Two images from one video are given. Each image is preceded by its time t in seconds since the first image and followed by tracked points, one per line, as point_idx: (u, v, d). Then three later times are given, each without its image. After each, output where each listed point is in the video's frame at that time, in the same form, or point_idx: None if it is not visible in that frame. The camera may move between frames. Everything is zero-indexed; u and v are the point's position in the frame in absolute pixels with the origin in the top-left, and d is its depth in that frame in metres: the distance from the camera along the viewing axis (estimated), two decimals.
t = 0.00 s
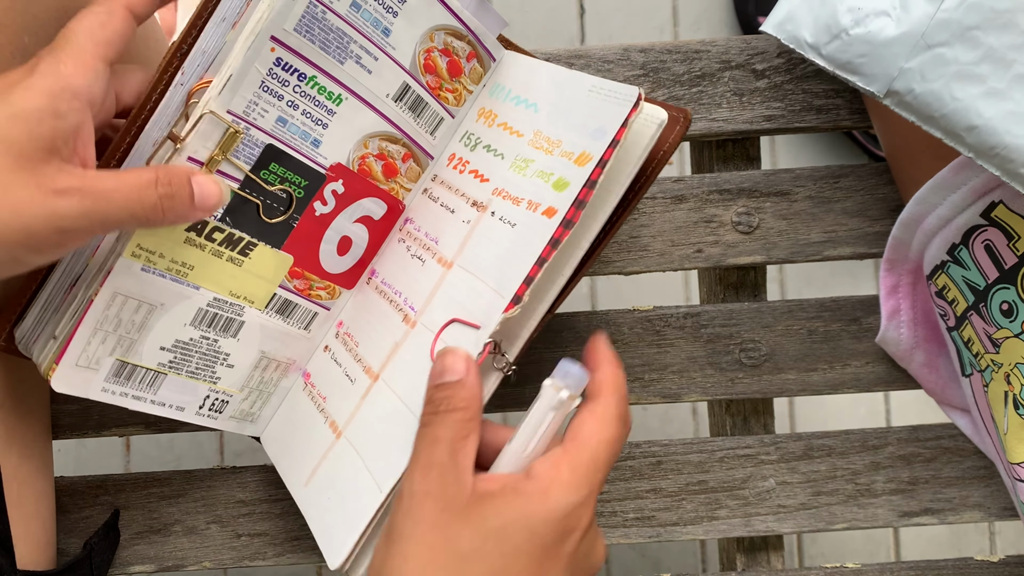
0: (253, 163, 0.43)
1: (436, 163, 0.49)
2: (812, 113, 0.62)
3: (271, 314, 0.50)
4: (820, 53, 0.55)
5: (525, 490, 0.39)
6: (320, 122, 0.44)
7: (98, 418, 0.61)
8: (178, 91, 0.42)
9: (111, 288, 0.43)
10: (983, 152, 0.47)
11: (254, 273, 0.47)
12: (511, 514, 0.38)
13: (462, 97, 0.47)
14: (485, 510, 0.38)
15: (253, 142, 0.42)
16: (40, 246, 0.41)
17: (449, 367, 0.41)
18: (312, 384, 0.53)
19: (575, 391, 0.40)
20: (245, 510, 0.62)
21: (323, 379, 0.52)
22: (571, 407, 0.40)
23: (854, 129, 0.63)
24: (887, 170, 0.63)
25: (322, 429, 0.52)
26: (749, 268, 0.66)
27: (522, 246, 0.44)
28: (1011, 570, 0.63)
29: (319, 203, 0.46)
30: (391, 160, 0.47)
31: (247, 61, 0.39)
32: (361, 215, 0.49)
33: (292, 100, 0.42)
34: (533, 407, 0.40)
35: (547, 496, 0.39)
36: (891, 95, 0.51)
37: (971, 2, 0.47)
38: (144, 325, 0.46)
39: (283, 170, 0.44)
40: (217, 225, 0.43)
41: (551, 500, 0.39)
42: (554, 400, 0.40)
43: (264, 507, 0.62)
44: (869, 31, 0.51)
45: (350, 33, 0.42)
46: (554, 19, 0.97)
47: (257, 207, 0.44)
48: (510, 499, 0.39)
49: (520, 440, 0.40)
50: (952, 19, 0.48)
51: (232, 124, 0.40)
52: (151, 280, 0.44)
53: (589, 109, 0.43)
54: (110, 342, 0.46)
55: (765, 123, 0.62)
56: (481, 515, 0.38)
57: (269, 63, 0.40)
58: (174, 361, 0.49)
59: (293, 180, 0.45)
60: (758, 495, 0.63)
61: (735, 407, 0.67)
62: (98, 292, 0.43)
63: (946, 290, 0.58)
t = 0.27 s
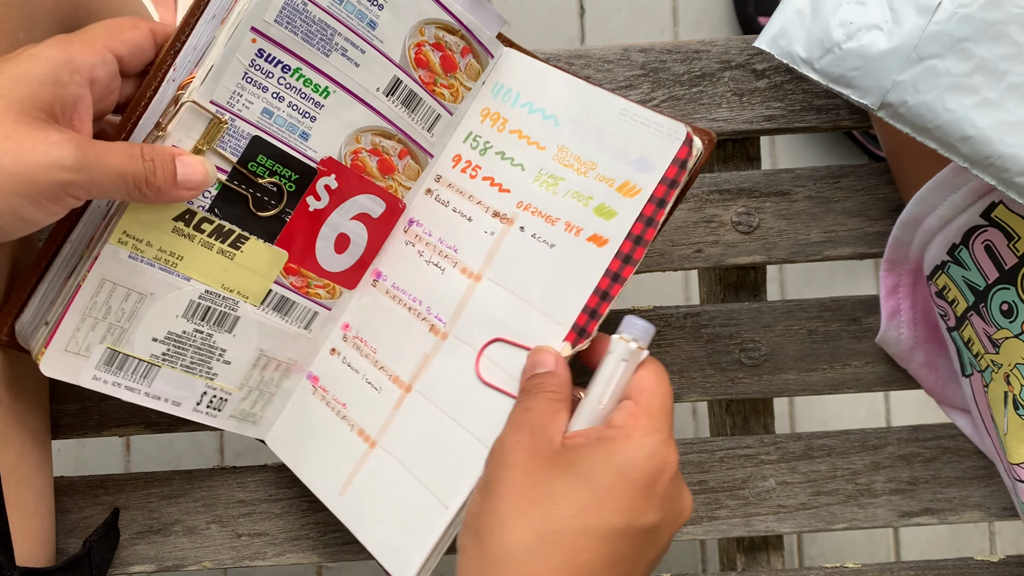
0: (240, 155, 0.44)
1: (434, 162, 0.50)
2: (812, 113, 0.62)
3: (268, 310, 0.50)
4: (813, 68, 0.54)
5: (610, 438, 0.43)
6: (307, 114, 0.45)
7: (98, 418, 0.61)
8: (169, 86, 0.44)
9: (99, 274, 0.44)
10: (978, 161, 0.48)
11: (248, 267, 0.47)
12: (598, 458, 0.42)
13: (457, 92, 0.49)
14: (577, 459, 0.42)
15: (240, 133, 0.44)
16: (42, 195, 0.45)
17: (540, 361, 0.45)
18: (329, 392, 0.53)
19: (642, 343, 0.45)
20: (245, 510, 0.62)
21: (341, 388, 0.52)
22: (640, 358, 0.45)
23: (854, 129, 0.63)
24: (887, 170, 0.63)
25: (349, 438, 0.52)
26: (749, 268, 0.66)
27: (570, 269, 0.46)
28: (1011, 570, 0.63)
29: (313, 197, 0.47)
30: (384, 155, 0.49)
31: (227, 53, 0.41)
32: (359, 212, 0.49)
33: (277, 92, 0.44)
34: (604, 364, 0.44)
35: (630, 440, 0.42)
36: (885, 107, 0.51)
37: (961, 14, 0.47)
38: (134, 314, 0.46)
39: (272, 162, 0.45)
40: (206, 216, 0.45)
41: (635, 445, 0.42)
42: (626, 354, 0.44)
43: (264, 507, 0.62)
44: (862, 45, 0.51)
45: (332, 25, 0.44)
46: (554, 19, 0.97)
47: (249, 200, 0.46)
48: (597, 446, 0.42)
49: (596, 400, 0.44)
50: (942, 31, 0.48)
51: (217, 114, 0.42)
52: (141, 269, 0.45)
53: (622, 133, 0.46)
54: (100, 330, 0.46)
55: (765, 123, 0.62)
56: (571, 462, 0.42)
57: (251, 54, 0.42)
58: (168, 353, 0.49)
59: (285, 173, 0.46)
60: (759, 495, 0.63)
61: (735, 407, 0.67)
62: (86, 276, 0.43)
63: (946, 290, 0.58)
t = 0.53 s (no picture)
0: (247, 158, 0.46)
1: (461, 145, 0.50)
2: (812, 113, 0.62)
3: (305, 319, 0.51)
4: (810, 70, 0.54)
5: (711, 434, 0.45)
6: (308, 108, 0.47)
7: (98, 418, 0.61)
8: (173, 100, 0.46)
9: (123, 291, 0.46)
10: (975, 161, 0.48)
11: (273, 273, 0.49)
12: (697, 454, 0.44)
13: (476, 67, 0.49)
14: (672, 452, 0.45)
15: (243, 137, 0.46)
16: (47, 180, 0.45)
17: (636, 356, 0.48)
18: (386, 396, 0.54)
19: (747, 345, 0.47)
20: (245, 510, 0.62)
21: (407, 395, 0.54)
22: (744, 360, 0.47)
23: (854, 129, 0.63)
24: (887, 170, 0.63)
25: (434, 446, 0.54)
26: (749, 268, 0.66)
27: (646, 251, 0.48)
28: (1011, 570, 0.63)
29: (331, 195, 0.49)
30: (405, 144, 0.49)
31: (216, 54, 0.44)
32: (386, 208, 0.50)
33: (273, 90, 0.46)
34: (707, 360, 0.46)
35: (732, 438, 0.45)
36: (883, 108, 0.50)
37: (957, 15, 0.47)
38: (166, 330, 0.48)
39: (280, 162, 0.47)
40: (222, 226, 0.47)
41: (734, 445, 0.44)
42: (728, 353, 0.46)
43: (264, 507, 0.62)
44: (859, 46, 0.51)
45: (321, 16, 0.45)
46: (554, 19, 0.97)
47: (263, 204, 0.48)
48: (697, 443, 0.45)
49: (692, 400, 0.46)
50: (939, 32, 0.48)
51: (216, 120, 0.45)
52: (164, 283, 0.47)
53: (678, 106, 0.47)
54: (134, 348, 0.47)
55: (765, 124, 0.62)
56: (671, 455, 0.45)
57: (239, 53, 0.44)
58: (205, 369, 0.50)
59: (297, 174, 0.48)
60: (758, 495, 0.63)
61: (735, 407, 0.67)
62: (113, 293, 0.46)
63: (945, 290, 0.58)
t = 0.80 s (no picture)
0: (238, 198, 0.51)
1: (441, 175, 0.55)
2: (812, 113, 0.62)
3: (301, 347, 0.55)
4: (808, 68, 0.53)
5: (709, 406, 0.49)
6: (295, 148, 0.52)
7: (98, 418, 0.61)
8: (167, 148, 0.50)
9: (132, 330, 0.51)
10: (972, 160, 0.48)
11: (270, 304, 0.54)
12: (699, 422, 0.48)
13: (447, 103, 0.54)
14: (676, 422, 0.48)
15: (234, 177, 0.51)
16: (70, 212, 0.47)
17: (635, 363, 0.55)
18: (394, 422, 0.57)
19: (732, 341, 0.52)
20: (245, 510, 0.62)
21: (409, 416, 0.57)
22: (730, 354, 0.52)
23: (854, 128, 0.63)
24: (887, 170, 0.63)
25: (439, 460, 0.57)
26: (749, 268, 0.66)
27: (626, 262, 0.56)
28: (1011, 569, 0.63)
29: (320, 228, 0.54)
30: (387, 177, 0.54)
31: (207, 103, 0.49)
32: (375, 237, 0.55)
33: (261, 132, 0.51)
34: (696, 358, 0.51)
35: (728, 409, 0.49)
36: (880, 107, 0.50)
37: (954, 15, 0.47)
38: (169, 364, 0.52)
39: (270, 200, 0.52)
40: (219, 262, 0.52)
41: (729, 412, 0.49)
42: (714, 349, 0.51)
43: (264, 507, 0.62)
44: (857, 45, 0.50)
45: (302, 61, 0.51)
46: (554, 19, 0.97)
47: (255, 238, 0.52)
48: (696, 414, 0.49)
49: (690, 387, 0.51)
50: (937, 31, 0.48)
51: (210, 163, 0.50)
52: (167, 319, 0.51)
53: (647, 134, 0.55)
54: (141, 383, 0.52)
55: (765, 124, 0.62)
56: (675, 426, 0.48)
57: (228, 101, 0.50)
58: (210, 401, 0.54)
59: (286, 209, 0.52)
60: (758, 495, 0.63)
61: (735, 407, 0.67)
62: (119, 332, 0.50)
63: (946, 290, 0.58)
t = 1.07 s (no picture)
0: (233, 194, 0.53)
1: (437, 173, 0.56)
2: (811, 113, 0.62)
3: (296, 345, 0.56)
4: (808, 67, 0.54)
5: (680, 408, 0.50)
6: (289, 145, 0.54)
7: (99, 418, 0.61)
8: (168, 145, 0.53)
9: (127, 325, 0.53)
10: (971, 158, 0.48)
11: (262, 300, 0.55)
12: (668, 423, 0.49)
13: (445, 100, 0.55)
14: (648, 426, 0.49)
15: (229, 173, 0.53)
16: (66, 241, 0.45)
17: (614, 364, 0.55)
18: (390, 422, 0.57)
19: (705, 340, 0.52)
20: (245, 510, 0.62)
21: (404, 415, 0.57)
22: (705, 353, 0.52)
23: (854, 129, 0.63)
24: (886, 170, 0.63)
25: (435, 459, 0.57)
26: (749, 268, 0.66)
27: (619, 263, 0.56)
28: (1011, 569, 0.64)
29: (315, 225, 0.55)
30: (382, 175, 0.55)
31: (203, 100, 0.52)
32: (370, 235, 0.55)
33: (256, 129, 0.53)
34: (676, 357, 0.52)
35: (697, 409, 0.49)
36: (879, 105, 0.51)
37: (953, 13, 0.47)
38: (164, 360, 0.54)
39: (265, 197, 0.54)
40: (214, 257, 0.54)
41: (700, 412, 0.49)
42: (690, 349, 0.52)
43: (264, 507, 0.62)
44: (856, 43, 0.51)
45: (296, 59, 0.52)
46: (554, 20, 0.97)
47: (250, 235, 0.54)
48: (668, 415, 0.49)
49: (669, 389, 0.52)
50: (936, 30, 0.48)
51: (205, 160, 0.53)
52: (162, 316, 0.54)
53: (643, 132, 0.55)
54: (136, 378, 0.54)
55: (765, 124, 0.62)
56: (645, 430, 0.49)
57: (223, 99, 0.52)
58: (203, 398, 0.55)
59: (280, 206, 0.54)
60: (758, 494, 0.63)
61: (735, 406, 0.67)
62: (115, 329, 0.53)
63: (945, 290, 0.58)
